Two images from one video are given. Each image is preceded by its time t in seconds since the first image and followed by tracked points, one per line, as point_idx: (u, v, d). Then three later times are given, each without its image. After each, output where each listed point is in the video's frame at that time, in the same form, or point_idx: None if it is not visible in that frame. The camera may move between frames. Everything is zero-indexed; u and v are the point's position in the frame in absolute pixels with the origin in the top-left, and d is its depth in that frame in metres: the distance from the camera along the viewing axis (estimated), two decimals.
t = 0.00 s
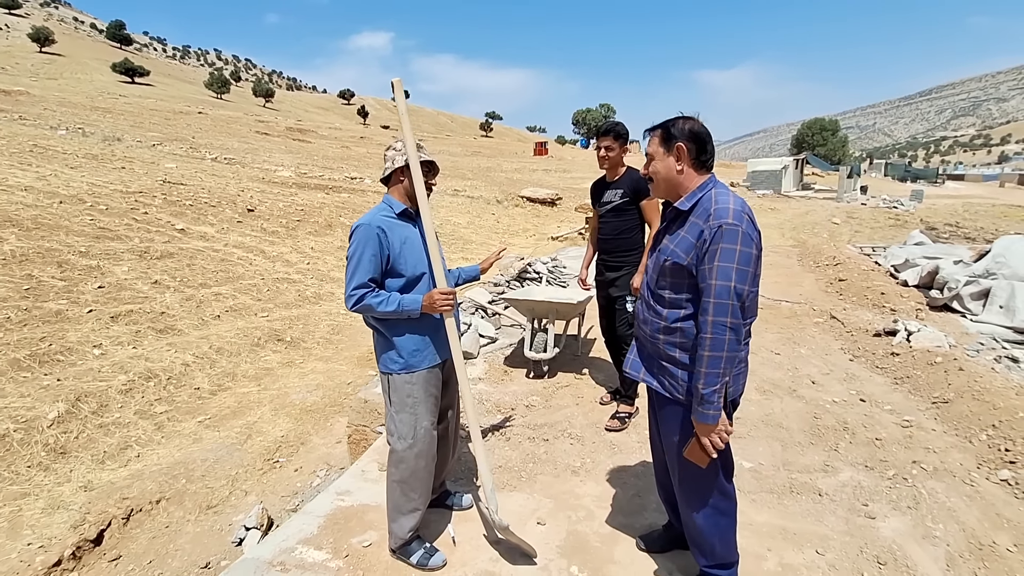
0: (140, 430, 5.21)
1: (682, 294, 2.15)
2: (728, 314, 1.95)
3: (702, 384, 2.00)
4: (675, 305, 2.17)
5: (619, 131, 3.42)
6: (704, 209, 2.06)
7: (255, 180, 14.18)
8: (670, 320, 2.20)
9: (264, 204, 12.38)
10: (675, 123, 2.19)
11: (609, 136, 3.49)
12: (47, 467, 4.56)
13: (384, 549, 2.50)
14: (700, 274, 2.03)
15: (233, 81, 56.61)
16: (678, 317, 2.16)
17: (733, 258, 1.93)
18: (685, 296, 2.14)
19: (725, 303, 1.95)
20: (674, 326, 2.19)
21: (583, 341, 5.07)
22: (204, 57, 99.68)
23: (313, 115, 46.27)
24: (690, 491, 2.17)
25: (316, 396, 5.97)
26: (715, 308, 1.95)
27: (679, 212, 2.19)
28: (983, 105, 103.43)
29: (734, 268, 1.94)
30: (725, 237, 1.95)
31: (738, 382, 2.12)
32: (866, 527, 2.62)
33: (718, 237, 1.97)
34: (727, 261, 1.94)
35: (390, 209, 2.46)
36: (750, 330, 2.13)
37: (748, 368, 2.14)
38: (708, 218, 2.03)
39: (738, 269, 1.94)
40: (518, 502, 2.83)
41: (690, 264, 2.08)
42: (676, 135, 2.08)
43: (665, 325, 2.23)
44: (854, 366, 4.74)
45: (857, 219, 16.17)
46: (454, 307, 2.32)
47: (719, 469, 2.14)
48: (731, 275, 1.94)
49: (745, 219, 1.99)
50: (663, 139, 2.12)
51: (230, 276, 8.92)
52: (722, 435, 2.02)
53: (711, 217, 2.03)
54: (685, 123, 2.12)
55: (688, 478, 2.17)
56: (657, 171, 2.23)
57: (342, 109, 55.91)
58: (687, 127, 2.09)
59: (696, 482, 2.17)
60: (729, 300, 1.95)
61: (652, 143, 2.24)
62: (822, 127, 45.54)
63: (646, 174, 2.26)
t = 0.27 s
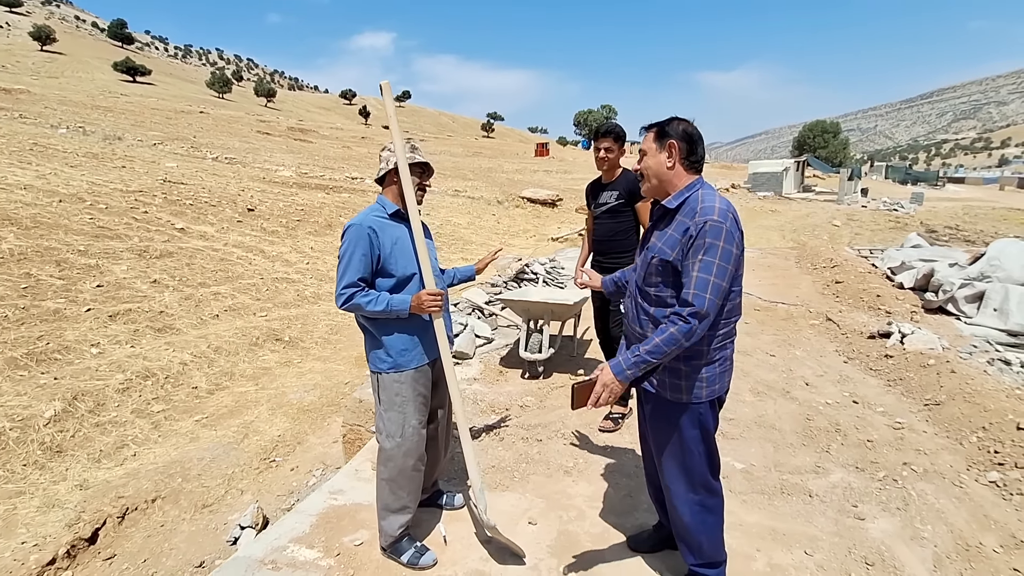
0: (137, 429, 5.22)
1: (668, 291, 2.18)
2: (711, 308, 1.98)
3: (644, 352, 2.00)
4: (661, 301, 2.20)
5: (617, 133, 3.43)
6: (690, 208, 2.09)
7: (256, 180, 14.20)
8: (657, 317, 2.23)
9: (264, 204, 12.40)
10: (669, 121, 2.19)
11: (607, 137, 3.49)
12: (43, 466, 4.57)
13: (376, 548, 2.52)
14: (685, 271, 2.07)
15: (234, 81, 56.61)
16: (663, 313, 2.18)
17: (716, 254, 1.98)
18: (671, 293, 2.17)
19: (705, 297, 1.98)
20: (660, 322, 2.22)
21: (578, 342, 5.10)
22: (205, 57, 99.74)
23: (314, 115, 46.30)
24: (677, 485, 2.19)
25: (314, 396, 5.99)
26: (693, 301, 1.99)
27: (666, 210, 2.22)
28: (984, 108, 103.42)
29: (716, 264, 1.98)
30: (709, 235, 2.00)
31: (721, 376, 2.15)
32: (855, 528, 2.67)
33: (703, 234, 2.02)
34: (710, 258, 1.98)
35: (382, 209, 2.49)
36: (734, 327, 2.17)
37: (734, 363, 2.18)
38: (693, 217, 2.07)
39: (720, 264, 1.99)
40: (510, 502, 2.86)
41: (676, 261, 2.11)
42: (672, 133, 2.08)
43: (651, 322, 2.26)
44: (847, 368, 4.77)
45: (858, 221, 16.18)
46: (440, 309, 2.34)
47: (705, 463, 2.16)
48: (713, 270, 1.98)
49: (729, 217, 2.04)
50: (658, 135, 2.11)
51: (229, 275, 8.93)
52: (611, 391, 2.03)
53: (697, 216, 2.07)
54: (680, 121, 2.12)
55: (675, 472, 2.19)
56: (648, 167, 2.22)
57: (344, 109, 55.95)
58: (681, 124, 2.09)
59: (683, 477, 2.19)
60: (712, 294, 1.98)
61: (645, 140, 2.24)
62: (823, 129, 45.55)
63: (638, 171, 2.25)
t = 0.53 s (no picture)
0: (139, 427, 5.26)
1: (661, 288, 2.19)
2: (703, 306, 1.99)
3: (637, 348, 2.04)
4: (656, 299, 2.21)
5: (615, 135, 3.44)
6: (684, 207, 2.10)
7: (260, 180, 14.27)
8: (651, 314, 2.24)
9: (269, 204, 12.45)
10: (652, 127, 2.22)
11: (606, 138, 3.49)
12: (46, 464, 4.61)
13: (373, 547, 2.55)
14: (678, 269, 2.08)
15: (240, 81, 56.86)
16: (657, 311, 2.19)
17: (708, 252, 1.99)
18: (665, 290, 2.18)
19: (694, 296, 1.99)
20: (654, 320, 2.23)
21: (578, 343, 5.11)
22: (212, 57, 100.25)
23: (319, 115, 46.43)
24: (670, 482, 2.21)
25: (316, 395, 6.01)
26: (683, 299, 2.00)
27: (661, 211, 2.22)
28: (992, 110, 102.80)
29: (707, 261, 1.99)
30: (702, 234, 2.01)
31: (713, 374, 2.17)
32: (852, 530, 2.68)
33: (696, 232, 2.02)
34: (701, 256, 1.99)
35: (379, 209, 2.51)
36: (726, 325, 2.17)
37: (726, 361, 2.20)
38: (688, 216, 2.08)
39: (711, 263, 1.99)
40: (508, 502, 2.88)
41: (670, 259, 2.12)
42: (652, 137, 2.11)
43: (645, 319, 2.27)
44: (848, 370, 4.76)
45: (863, 222, 16.10)
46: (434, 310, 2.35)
47: (697, 460, 2.18)
48: (704, 268, 1.99)
49: (722, 217, 2.04)
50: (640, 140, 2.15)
51: (233, 275, 8.97)
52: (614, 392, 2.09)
53: (692, 215, 2.08)
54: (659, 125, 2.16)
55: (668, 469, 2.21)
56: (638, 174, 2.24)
57: (349, 110, 56.13)
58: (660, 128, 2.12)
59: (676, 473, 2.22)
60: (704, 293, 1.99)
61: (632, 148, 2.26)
62: (829, 130, 45.36)
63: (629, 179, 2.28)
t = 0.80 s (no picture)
0: (147, 425, 5.31)
1: (665, 286, 2.18)
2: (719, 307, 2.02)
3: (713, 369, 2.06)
4: (658, 296, 2.20)
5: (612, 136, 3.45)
6: (684, 208, 2.11)
7: (268, 181, 14.36)
8: (652, 311, 2.23)
9: (276, 204, 12.53)
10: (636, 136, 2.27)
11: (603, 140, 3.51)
12: (54, 461, 4.66)
13: (375, 546, 2.57)
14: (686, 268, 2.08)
15: (249, 83, 57.24)
16: (661, 309, 2.19)
17: (720, 253, 2.00)
18: (668, 288, 2.17)
19: (713, 295, 2.02)
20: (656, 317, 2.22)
21: (582, 344, 5.11)
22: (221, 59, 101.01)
23: (326, 116, 46.68)
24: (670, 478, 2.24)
25: (321, 395, 6.04)
26: (709, 299, 2.02)
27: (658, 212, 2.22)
28: (1004, 110, 101.71)
29: (721, 261, 2.01)
30: (710, 234, 2.02)
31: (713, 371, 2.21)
32: (855, 534, 2.66)
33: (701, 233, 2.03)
34: (714, 256, 2.01)
35: (381, 211, 2.52)
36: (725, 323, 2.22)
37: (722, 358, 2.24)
38: (689, 217, 2.08)
39: (725, 262, 2.01)
40: (509, 502, 2.88)
41: (674, 258, 2.11)
42: (640, 142, 2.15)
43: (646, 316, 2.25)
44: (853, 373, 4.73)
45: (872, 224, 15.98)
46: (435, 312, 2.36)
47: (697, 456, 2.22)
48: (718, 268, 2.01)
49: (723, 216, 2.07)
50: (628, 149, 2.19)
51: (241, 275, 9.04)
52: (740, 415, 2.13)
53: (692, 216, 2.08)
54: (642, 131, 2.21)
55: (668, 465, 2.23)
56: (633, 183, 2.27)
57: (356, 111, 56.36)
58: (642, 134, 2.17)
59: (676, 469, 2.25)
60: (720, 294, 2.02)
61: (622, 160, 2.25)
62: (837, 131, 45.05)
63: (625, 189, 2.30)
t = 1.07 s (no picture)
0: (149, 425, 5.33)
1: (672, 286, 2.22)
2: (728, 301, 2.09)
3: (749, 356, 2.11)
4: (666, 297, 2.24)
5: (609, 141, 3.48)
6: (683, 209, 2.17)
7: (271, 182, 14.41)
8: (661, 311, 2.26)
9: (279, 205, 12.57)
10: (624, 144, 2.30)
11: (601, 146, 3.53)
12: (57, 460, 4.68)
13: (375, 546, 2.58)
14: (692, 267, 2.14)
15: (252, 84, 57.41)
16: (669, 308, 2.22)
17: (725, 249, 2.07)
18: (675, 287, 2.21)
19: (726, 287, 2.08)
20: (665, 318, 2.25)
21: (583, 345, 5.11)
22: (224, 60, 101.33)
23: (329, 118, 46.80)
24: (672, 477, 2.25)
25: (322, 396, 6.05)
26: (724, 291, 2.09)
27: (655, 217, 2.27)
28: (1008, 112, 101.37)
29: (726, 257, 2.07)
30: (712, 231, 2.09)
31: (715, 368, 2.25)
32: (855, 537, 2.66)
33: (704, 231, 2.10)
34: (722, 251, 2.07)
35: (384, 212, 2.53)
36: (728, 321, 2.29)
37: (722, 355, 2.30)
38: (689, 217, 2.15)
39: (730, 256, 2.08)
40: (509, 504, 2.89)
41: (680, 258, 2.17)
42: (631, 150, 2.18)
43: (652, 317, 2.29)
44: (855, 375, 4.72)
45: (875, 226, 15.94)
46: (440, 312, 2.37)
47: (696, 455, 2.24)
48: (726, 262, 2.08)
49: (720, 214, 2.16)
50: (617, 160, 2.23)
51: (244, 276, 9.07)
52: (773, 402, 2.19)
53: (692, 215, 2.15)
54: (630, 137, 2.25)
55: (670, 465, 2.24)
56: (631, 191, 2.30)
57: (359, 112, 56.48)
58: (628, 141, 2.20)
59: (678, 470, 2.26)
60: (728, 289, 2.08)
61: (618, 171, 2.25)
62: (840, 132, 44.97)
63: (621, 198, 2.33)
